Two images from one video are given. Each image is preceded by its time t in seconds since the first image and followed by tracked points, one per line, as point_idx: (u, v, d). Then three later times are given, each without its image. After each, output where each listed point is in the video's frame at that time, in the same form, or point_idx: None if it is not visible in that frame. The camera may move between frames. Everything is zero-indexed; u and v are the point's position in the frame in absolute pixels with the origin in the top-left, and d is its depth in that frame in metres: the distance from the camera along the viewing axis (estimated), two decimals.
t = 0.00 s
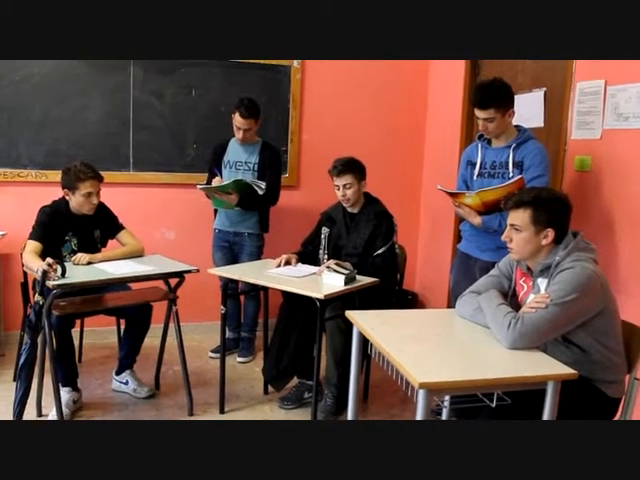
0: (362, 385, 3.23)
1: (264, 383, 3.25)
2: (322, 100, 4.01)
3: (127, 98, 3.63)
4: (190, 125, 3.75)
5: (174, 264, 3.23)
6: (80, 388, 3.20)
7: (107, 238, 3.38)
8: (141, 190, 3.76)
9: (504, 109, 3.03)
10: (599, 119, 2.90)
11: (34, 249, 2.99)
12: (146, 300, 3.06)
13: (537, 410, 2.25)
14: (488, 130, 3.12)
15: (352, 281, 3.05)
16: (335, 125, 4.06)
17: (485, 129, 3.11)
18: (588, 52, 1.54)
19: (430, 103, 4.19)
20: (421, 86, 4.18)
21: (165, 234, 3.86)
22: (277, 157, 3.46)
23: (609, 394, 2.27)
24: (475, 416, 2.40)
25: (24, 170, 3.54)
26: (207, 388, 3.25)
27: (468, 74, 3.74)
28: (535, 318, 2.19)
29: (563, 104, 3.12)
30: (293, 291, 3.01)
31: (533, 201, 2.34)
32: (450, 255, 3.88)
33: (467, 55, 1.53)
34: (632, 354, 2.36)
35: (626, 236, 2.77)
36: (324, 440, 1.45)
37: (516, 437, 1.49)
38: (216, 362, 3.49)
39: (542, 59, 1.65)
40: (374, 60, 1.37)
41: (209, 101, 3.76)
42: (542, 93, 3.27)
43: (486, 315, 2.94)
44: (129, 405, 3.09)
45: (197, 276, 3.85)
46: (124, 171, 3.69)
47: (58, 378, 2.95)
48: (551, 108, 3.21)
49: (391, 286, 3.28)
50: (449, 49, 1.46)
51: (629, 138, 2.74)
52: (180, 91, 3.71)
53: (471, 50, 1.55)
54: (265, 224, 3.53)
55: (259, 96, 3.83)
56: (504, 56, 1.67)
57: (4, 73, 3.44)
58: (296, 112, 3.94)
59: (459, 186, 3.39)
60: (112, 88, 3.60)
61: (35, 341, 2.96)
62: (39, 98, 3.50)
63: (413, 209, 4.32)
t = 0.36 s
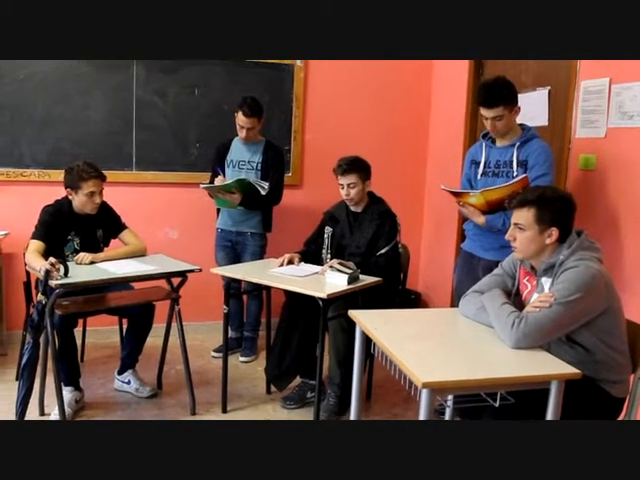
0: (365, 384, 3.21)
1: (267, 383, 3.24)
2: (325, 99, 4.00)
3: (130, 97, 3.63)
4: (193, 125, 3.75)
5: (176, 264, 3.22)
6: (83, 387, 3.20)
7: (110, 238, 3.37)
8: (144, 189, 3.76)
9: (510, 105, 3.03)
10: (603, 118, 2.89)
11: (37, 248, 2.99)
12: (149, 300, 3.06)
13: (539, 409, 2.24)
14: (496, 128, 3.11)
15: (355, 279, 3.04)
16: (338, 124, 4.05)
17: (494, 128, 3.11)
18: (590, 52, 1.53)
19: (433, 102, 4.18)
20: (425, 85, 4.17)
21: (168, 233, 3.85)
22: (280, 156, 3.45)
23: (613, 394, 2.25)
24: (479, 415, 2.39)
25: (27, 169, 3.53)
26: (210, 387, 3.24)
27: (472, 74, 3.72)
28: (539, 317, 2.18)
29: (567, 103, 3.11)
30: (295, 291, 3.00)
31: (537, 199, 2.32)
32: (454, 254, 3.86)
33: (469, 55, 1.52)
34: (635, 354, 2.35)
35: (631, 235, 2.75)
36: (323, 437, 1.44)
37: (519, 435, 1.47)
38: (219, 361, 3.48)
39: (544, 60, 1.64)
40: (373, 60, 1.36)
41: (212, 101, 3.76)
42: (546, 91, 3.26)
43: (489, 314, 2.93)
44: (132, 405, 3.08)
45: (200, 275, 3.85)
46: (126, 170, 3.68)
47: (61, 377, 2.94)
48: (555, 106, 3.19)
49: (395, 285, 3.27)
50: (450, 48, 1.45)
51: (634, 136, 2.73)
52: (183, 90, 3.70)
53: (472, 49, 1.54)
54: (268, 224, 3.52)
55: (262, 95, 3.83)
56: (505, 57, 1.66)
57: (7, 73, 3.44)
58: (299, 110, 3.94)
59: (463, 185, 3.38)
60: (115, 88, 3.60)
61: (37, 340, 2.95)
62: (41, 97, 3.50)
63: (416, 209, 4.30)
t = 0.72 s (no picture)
0: (366, 386, 3.18)
1: (267, 384, 3.20)
2: (325, 98, 3.97)
3: (128, 96, 3.59)
4: (191, 124, 3.71)
5: (174, 264, 3.19)
6: (80, 390, 3.16)
7: (107, 238, 3.32)
8: (141, 189, 3.72)
9: (514, 102, 3.01)
10: (607, 115, 2.85)
11: (33, 249, 2.95)
12: (147, 301, 3.02)
13: (543, 411, 2.20)
14: (500, 128, 3.08)
15: (356, 279, 3.01)
16: (338, 124, 4.01)
17: (498, 127, 3.07)
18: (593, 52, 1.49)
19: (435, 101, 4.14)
20: (426, 83, 4.13)
21: (166, 233, 3.81)
22: (279, 155, 3.41)
23: (617, 395, 2.21)
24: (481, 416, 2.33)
25: (23, 169, 3.50)
26: (209, 389, 3.20)
27: (474, 72, 3.67)
28: (542, 318, 2.14)
29: (570, 101, 3.07)
30: (295, 291, 2.96)
31: (540, 198, 2.29)
32: (456, 254, 3.83)
33: (471, 53, 1.49)
34: None
35: (635, 234, 2.71)
36: (323, 438, 1.40)
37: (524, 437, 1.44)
38: (218, 363, 3.44)
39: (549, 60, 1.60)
40: (375, 56, 1.32)
41: (211, 100, 3.72)
42: (548, 88, 3.22)
43: (491, 315, 2.90)
44: (130, 407, 3.04)
45: (198, 276, 3.81)
46: (124, 170, 3.64)
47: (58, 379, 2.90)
48: (558, 104, 3.15)
49: (396, 286, 3.23)
50: (452, 45, 1.42)
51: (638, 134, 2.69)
52: (181, 88, 3.67)
53: (476, 44, 1.50)
54: (267, 223, 3.48)
55: (261, 93, 3.79)
56: (507, 54, 1.63)
57: (3, 72, 3.41)
58: (298, 109, 3.90)
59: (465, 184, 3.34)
60: (113, 87, 3.56)
61: (34, 342, 2.91)
62: (38, 96, 3.46)
63: (417, 208, 4.27)
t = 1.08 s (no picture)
0: (364, 398, 3.07)
1: (261, 396, 3.10)
2: (324, 99, 3.87)
3: (119, 96, 3.49)
4: (185, 126, 3.61)
5: (166, 271, 3.09)
6: (68, 401, 3.05)
7: (97, 243, 3.21)
8: (133, 192, 3.62)
9: (518, 107, 2.93)
10: (613, 119, 2.76)
11: (20, 254, 2.85)
12: (137, 309, 2.93)
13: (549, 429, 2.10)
14: (502, 131, 2.99)
15: (354, 288, 2.91)
16: (336, 126, 3.92)
17: (500, 130, 2.99)
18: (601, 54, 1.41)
19: (437, 103, 4.04)
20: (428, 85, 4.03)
21: (158, 239, 3.70)
22: (275, 158, 3.31)
23: (623, 410, 2.10)
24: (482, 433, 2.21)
25: (11, 171, 3.39)
26: (201, 401, 3.10)
27: (477, 73, 3.58)
28: (546, 328, 2.04)
29: (575, 104, 2.97)
30: (290, 300, 2.87)
31: (543, 205, 2.19)
32: (458, 260, 3.73)
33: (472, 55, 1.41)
34: None
35: None
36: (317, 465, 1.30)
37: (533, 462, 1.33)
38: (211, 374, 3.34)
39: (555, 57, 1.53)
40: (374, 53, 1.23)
41: (206, 101, 3.62)
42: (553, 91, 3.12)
43: (494, 325, 2.81)
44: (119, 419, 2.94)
45: (191, 282, 3.70)
46: (114, 172, 3.54)
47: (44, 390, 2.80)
48: (563, 107, 3.05)
49: (395, 294, 3.12)
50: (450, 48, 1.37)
51: None
52: (175, 88, 3.57)
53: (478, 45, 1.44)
54: (263, 229, 3.37)
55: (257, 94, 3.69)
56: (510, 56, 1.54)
57: None
58: (296, 110, 3.80)
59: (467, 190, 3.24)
60: (104, 87, 3.47)
61: (20, 351, 2.82)
62: (27, 95, 3.36)
63: (418, 213, 4.16)
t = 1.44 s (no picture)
0: (369, 408, 2.95)
1: (262, 407, 2.96)
2: (325, 97, 3.74)
3: (111, 95, 3.36)
4: (181, 125, 3.48)
5: (164, 277, 2.95)
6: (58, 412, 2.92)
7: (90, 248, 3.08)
8: (127, 195, 3.48)
9: (529, 102, 2.78)
10: (629, 115, 2.62)
11: (8, 260, 2.72)
12: (132, 317, 2.80)
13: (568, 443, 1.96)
14: (513, 127, 2.85)
15: (358, 293, 2.79)
16: (338, 125, 3.79)
17: (511, 127, 2.85)
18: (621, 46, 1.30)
19: (443, 100, 3.91)
20: (434, 81, 3.90)
21: (153, 243, 3.57)
22: (275, 158, 3.18)
23: None
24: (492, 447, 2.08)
25: None
26: (199, 412, 2.95)
27: (485, 70, 3.45)
28: (560, 335, 1.92)
29: (589, 100, 2.84)
30: (292, 306, 2.74)
31: (556, 204, 2.09)
32: (467, 263, 3.59)
33: (481, 51, 1.31)
34: None
35: None
36: None
37: None
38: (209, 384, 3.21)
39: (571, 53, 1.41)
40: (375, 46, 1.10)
41: (202, 99, 3.50)
42: (565, 86, 2.99)
43: (505, 331, 2.68)
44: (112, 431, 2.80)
45: (189, 288, 3.58)
46: (107, 174, 3.41)
47: (34, 402, 2.67)
48: (575, 103, 2.92)
49: (402, 300, 2.98)
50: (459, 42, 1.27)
51: None
52: (170, 86, 3.44)
53: (487, 41, 1.32)
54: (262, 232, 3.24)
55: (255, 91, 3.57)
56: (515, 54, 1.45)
57: None
58: (296, 108, 3.67)
59: (475, 190, 3.10)
60: (96, 85, 3.34)
61: (9, 361, 2.69)
62: (15, 94, 3.24)
63: (424, 215, 4.03)
